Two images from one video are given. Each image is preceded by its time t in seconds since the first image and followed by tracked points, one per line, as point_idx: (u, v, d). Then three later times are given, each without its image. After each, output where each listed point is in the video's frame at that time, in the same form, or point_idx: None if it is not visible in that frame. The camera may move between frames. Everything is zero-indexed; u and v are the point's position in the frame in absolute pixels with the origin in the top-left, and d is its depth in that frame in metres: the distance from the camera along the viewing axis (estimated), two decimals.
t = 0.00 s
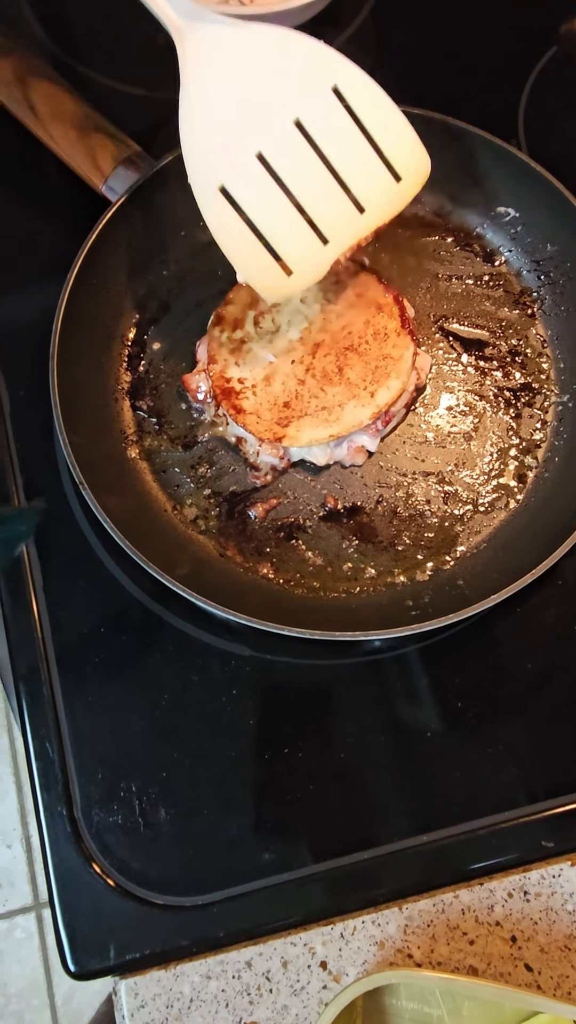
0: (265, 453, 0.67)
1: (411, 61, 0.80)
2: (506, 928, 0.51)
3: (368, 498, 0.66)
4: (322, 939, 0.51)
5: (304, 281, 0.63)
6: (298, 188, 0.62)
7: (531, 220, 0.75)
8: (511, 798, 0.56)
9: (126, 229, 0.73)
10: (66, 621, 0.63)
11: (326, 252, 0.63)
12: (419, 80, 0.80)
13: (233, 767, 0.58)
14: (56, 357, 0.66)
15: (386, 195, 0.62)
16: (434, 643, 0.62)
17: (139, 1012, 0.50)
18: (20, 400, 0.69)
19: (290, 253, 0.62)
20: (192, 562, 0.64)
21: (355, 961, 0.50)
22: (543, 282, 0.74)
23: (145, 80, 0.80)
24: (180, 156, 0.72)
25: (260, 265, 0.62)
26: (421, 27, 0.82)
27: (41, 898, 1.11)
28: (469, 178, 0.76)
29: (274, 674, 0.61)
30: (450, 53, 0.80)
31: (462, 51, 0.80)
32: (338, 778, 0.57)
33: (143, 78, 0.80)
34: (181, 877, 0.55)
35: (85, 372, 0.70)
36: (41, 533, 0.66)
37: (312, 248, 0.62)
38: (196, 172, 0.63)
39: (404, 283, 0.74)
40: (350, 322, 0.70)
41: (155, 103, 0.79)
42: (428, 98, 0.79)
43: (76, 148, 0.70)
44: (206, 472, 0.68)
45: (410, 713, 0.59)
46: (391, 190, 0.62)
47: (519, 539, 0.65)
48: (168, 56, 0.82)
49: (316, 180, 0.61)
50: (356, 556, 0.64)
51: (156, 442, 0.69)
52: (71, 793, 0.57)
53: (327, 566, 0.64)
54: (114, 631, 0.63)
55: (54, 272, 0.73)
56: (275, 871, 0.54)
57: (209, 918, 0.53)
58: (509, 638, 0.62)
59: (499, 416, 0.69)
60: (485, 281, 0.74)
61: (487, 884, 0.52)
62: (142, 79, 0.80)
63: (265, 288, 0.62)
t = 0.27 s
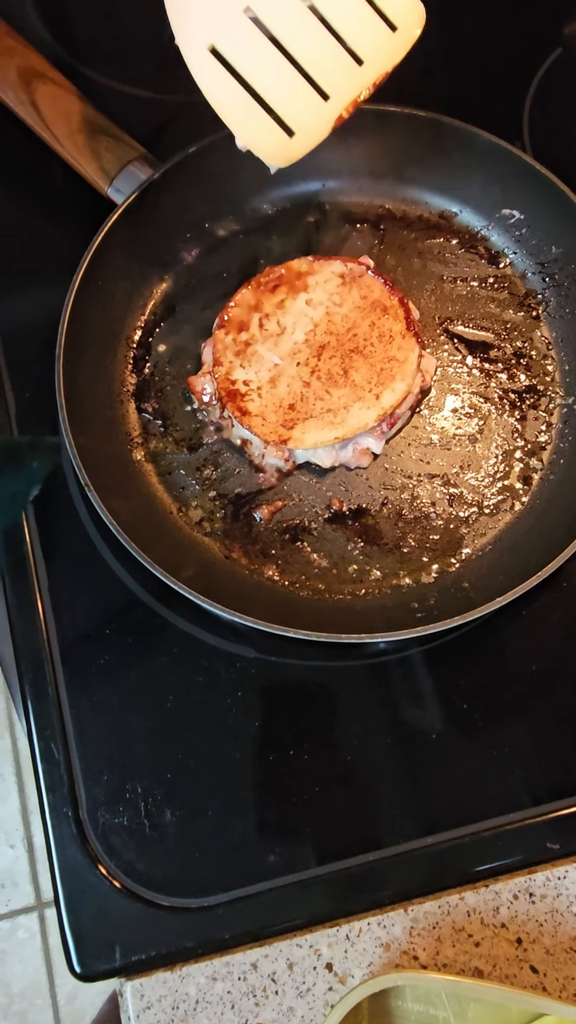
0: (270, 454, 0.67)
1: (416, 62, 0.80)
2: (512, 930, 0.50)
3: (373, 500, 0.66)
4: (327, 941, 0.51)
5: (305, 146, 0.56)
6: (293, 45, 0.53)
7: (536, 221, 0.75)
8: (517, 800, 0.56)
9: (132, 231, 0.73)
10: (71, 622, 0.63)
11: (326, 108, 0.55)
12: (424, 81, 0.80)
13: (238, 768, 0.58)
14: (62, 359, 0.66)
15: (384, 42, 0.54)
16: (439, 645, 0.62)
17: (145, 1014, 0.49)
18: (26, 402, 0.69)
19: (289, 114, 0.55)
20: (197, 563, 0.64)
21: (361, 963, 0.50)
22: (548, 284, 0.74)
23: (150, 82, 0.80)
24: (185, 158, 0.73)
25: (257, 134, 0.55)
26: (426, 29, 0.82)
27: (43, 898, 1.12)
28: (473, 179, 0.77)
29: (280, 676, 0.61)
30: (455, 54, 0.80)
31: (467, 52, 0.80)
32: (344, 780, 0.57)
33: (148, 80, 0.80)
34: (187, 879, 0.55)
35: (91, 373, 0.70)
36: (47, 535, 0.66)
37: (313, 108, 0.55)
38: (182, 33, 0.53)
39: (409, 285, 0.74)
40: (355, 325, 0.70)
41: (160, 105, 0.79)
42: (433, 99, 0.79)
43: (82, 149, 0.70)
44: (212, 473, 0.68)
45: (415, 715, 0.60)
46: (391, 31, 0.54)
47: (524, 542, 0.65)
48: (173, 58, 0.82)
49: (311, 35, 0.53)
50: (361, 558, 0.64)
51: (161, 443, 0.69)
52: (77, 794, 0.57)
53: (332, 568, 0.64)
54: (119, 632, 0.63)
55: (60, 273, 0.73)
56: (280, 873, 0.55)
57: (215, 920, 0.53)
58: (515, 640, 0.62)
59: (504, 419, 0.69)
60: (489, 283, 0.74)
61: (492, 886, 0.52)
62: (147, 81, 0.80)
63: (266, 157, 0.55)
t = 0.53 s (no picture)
0: (275, 456, 0.68)
1: (420, 64, 0.80)
2: (517, 931, 0.50)
3: (378, 501, 0.66)
4: (332, 943, 0.51)
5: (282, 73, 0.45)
6: None
7: (540, 223, 0.75)
8: (521, 801, 0.57)
9: (136, 232, 0.73)
10: (75, 623, 0.63)
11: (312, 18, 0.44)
12: (428, 82, 0.80)
13: (243, 769, 0.58)
14: (67, 360, 0.66)
15: None
16: (443, 646, 0.62)
17: (151, 1014, 0.49)
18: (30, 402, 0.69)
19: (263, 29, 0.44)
20: (202, 565, 0.64)
21: (366, 965, 0.50)
22: (552, 285, 0.74)
23: (153, 83, 0.80)
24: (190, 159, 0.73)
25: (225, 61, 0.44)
26: (429, 30, 0.82)
27: (44, 898, 1.12)
28: (477, 180, 0.77)
29: (285, 677, 0.61)
30: (459, 55, 0.80)
31: (471, 53, 0.80)
32: (348, 781, 0.57)
33: (151, 80, 0.80)
34: (192, 880, 0.55)
35: (95, 374, 0.70)
36: (51, 535, 0.66)
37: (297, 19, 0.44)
38: None
39: (413, 286, 0.74)
40: (360, 326, 0.70)
41: (163, 106, 0.79)
42: (436, 100, 0.79)
43: (86, 149, 0.70)
44: (216, 475, 0.68)
45: (419, 716, 0.60)
46: None
47: (528, 543, 0.65)
48: (176, 59, 0.82)
49: None
50: (365, 559, 0.64)
51: (165, 445, 0.69)
52: (82, 795, 0.57)
53: (336, 569, 0.64)
54: (124, 633, 0.63)
55: (63, 274, 0.73)
56: (285, 874, 0.54)
57: (220, 921, 0.52)
58: (519, 641, 0.62)
59: (508, 420, 0.69)
60: (493, 284, 0.74)
61: (497, 887, 0.52)
62: (151, 81, 0.80)
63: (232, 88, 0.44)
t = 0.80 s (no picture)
0: (276, 455, 0.68)
1: (421, 63, 0.80)
2: (518, 931, 0.50)
3: (379, 501, 0.66)
4: (333, 943, 0.50)
5: None
6: None
7: (542, 222, 0.75)
8: (523, 801, 0.56)
9: (137, 231, 0.73)
10: (76, 623, 0.63)
11: None
12: (430, 82, 0.80)
13: (244, 769, 0.58)
14: (68, 359, 0.66)
15: None
16: (445, 646, 0.62)
17: (151, 1014, 0.49)
18: (31, 401, 0.69)
19: None
20: (203, 564, 0.64)
21: (368, 965, 0.50)
22: (554, 284, 0.74)
23: (155, 82, 0.80)
24: (191, 158, 0.73)
25: None
26: (430, 30, 0.82)
27: (44, 898, 1.12)
28: (479, 180, 0.77)
29: (286, 677, 0.61)
30: (460, 55, 0.80)
31: (472, 53, 0.80)
32: (350, 781, 0.57)
33: (153, 80, 0.80)
34: (193, 880, 0.55)
35: (96, 374, 0.70)
36: (52, 535, 0.65)
37: None
38: None
39: (415, 285, 0.74)
40: (361, 325, 0.70)
41: (165, 105, 0.79)
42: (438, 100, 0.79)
43: (87, 149, 0.70)
44: (218, 474, 0.68)
45: (420, 716, 0.59)
46: None
47: (530, 542, 0.65)
48: (178, 59, 0.82)
49: None
50: (367, 558, 0.64)
51: (166, 444, 0.69)
52: (84, 796, 0.57)
53: (338, 569, 0.64)
54: (125, 633, 0.63)
55: (64, 273, 0.73)
56: (287, 874, 0.54)
57: (221, 921, 0.53)
58: (520, 641, 0.62)
59: (510, 420, 0.69)
60: (495, 284, 0.74)
61: (499, 887, 0.52)
62: (152, 81, 0.80)
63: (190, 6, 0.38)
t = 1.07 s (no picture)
0: (277, 454, 0.68)
1: (422, 63, 0.80)
2: (519, 929, 0.50)
3: (380, 499, 0.66)
4: (334, 940, 0.50)
5: None
6: None
7: (542, 221, 0.75)
8: (523, 800, 0.56)
9: (137, 230, 0.74)
10: (77, 622, 0.63)
11: None
12: (430, 82, 0.80)
13: (245, 767, 0.58)
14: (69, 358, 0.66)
15: None
16: (445, 645, 0.62)
17: (151, 1013, 0.49)
18: (32, 400, 0.69)
19: None
20: (204, 562, 0.64)
21: (368, 963, 0.50)
22: (554, 283, 0.74)
23: (156, 82, 0.80)
24: (192, 158, 0.73)
25: None
26: (430, 30, 0.82)
27: (45, 898, 1.12)
28: (479, 180, 0.77)
29: (286, 676, 0.61)
30: (461, 55, 0.81)
31: (472, 53, 0.81)
32: (350, 780, 0.57)
33: (154, 80, 0.81)
34: (194, 878, 0.55)
35: (97, 373, 0.70)
36: (53, 534, 0.65)
37: None
38: None
39: (416, 284, 0.74)
40: (362, 324, 0.70)
41: (166, 105, 0.80)
42: (438, 100, 0.79)
43: (88, 149, 0.70)
44: (218, 473, 0.68)
45: (420, 715, 0.59)
46: None
47: (530, 541, 0.65)
48: (179, 60, 0.82)
49: None
50: (367, 557, 0.64)
51: (167, 443, 0.69)
52: (84, 794, 0.57)
53: (338, 567, 0.64)
54: (126, 631, 0.63)
55: (65, 272, 0.73)
56: (287, 872, 0.54)
57: (222, 919, 0.53)
58: (520, 640, 0.62)
59: (511, 418, 0.69)
60: (496, 283, 0.74)
61: (499, 885, 0.52)
62: (153, 81, 0.81)
63: None
